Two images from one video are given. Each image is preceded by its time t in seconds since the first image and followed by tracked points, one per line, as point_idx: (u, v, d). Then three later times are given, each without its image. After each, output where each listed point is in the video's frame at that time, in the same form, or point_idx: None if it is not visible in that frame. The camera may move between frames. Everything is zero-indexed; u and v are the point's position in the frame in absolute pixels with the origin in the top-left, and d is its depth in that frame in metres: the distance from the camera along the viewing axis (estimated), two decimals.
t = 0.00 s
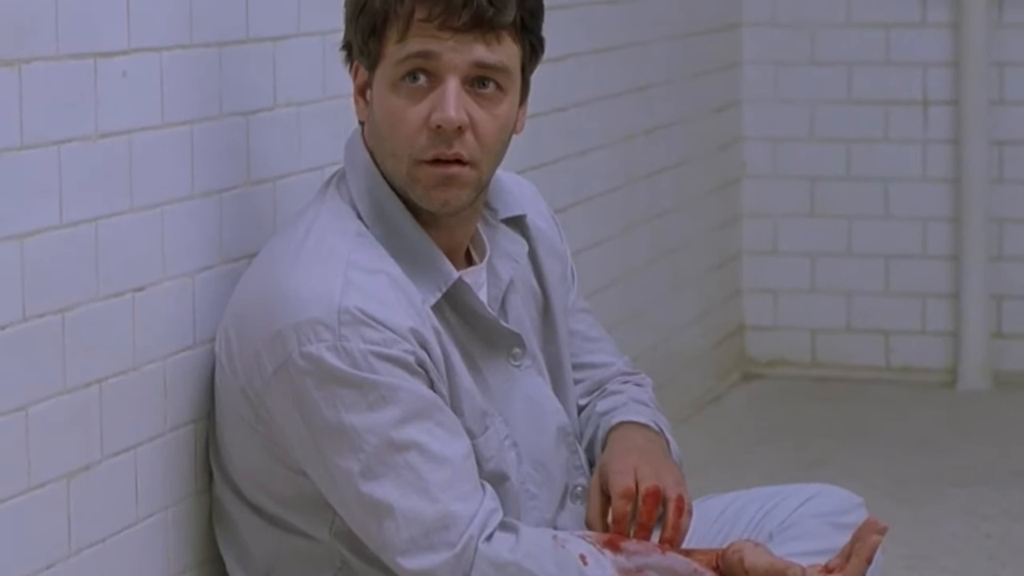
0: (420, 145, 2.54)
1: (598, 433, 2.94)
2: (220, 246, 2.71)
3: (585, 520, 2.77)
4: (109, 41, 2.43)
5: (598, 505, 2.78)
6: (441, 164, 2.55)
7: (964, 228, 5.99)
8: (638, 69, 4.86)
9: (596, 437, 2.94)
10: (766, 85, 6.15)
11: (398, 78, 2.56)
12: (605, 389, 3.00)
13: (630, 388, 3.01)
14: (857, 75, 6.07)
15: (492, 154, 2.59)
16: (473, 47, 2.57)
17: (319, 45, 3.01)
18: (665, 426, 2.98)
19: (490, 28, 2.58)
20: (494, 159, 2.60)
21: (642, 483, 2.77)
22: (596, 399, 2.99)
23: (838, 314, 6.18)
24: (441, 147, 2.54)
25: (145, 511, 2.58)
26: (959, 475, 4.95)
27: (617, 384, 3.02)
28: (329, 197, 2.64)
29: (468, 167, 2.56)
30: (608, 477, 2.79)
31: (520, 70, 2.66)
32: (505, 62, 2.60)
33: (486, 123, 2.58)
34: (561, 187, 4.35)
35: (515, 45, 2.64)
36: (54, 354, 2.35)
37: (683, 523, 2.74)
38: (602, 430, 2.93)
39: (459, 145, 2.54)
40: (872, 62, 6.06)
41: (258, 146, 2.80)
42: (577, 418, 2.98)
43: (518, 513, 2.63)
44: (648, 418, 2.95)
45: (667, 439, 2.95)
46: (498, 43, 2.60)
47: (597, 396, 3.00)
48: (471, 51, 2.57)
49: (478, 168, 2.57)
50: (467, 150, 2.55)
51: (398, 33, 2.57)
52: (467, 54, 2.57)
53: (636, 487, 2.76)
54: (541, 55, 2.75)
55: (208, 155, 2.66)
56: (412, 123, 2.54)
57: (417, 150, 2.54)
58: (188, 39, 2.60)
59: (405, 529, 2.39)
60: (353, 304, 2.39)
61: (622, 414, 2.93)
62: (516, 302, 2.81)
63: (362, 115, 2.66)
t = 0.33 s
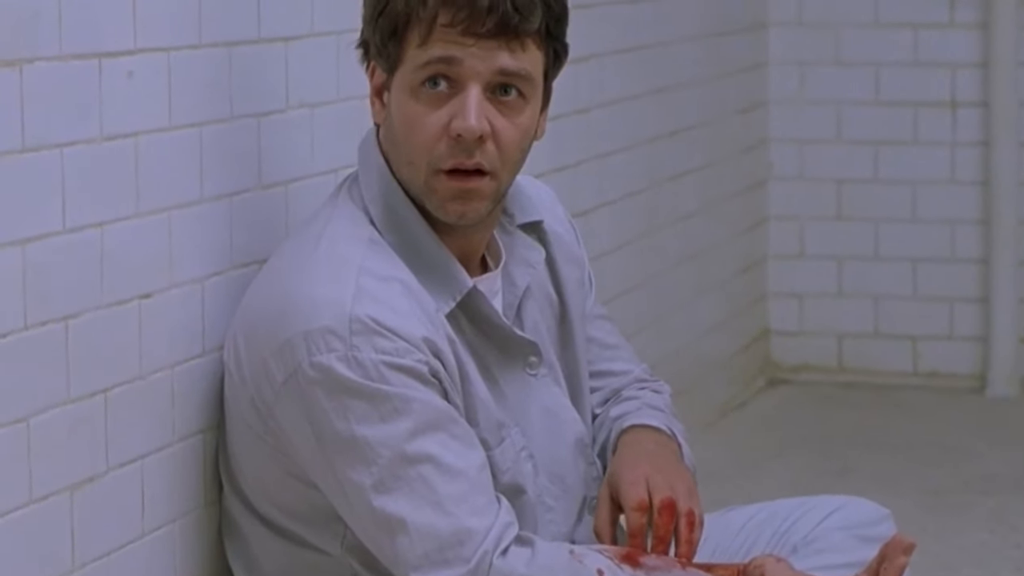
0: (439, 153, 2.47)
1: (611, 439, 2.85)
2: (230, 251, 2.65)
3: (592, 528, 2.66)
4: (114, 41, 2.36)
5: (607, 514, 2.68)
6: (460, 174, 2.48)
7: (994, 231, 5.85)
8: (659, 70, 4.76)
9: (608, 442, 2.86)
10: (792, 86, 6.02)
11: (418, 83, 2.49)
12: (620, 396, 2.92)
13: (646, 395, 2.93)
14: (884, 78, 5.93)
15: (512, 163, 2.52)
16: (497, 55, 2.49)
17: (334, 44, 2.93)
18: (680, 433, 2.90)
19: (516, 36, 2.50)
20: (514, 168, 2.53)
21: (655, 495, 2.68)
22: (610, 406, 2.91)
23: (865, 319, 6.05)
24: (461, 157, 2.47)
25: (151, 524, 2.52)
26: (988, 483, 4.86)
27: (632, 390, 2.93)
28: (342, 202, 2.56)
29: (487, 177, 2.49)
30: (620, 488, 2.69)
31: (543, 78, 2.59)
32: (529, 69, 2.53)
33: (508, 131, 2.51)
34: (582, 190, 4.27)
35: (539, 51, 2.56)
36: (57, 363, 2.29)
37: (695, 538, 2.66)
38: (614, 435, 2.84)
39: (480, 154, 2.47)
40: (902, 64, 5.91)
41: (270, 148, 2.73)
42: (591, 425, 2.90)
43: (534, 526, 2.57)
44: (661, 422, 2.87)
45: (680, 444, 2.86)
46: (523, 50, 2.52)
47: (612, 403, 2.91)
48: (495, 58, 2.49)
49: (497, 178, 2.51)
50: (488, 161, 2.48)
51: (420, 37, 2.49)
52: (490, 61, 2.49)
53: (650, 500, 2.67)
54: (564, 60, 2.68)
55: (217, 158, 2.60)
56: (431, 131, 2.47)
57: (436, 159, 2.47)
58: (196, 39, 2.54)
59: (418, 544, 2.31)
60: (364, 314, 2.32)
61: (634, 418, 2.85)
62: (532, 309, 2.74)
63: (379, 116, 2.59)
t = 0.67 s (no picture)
0: (469, 172, 2.39)
1: (619, 454, 2.75)
2: (234, 258, 2.57)
3: (603, 544, 2.57)
4: (112, 43, 2.28)
5: (618, 530, 2.59)
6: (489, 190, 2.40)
7: (1021, 237, 5.69)
8: (675, 74, 4.65)
9: (617, 458, 2.75)
10: (815, 87, 5.85)
11: (446, 98, 2.38)
12: (630, 409, 2.82)
13: (656, 408, 2.83)
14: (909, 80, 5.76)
15: (539, 177, 2.45)
16: (528, 68, 2.39)
17: (342, 47, 2.85)
18: (691, 448, 2.80)
19: (548, 49, 2.40)
20: (540, 180, 2.46)
21: (670, 513, 2.59)
22: (620, 420, 2.81)
23: (889, 326, 5.89)
24: (491, 176, 2.39)
25: (149, 542, 2.44)
26: (1014, 495, 4.76)
27: (642, 404, 2.83)
28: (344, 207, 2.48)
29: (517, 194, 2.42)
30: (634, 504, 2.60)
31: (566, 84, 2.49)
32: (557, 79, 2.43)
33: (537, 145, 2.43)
34: (599, 196, 4.18)
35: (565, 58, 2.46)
36: (51, 377, 2.21)
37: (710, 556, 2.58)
38: (623, 452, 2.74)
39: (511, 173, 2.39)
40: (925, 67, 5.74)
41: (275, 153, 2.65)
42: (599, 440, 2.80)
43: (545, 544, 2.49)
44: (672, 439, 2.76)
45: (692, 461, 2.76)
46: (551, 60, 2.42)
47: (622, 417, 2.81)
48: (526, 71, 2.39)
49: (525, 193, 2.44)
50: (518, 177, 2.41)
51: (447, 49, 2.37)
52: (521, 75, 2.39)
53: (664, 518, 2.58)
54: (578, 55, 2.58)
55: (219, 164, 2.52)
56: (461, 148, 2.38)
57: (464, 176, 2.39)
58: (198, 41, 2.45)
59: (424, 564, 2.23)
60: (367, 324, 2.23)
61: (644, 434, 2.74)
62: (541, 319, 2.66)
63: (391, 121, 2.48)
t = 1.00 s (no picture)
0: (539, 241, 2.31)
1: (622, 460, 2.67)
2: (236, 266, 2.51)
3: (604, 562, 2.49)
4: (109, 45, 2.22)
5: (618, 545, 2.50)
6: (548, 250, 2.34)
7: None
8: (688, 76, 4.54)
9: (619, 464, 2.68)
10: (834, 91, 5.69)
11: (539, 176, 2.25)
12: (635, 413, 2.75)
13: (662, 411, 2.75)
14: (931, 84, 5.59)
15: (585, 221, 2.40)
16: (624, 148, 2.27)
17: (349, 49, 2.77)
18: (697, 454, 2.72)
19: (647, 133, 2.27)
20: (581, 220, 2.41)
21: (672, 528, 2.49)
22: (624, 424, 2.74)
23: (910, 331, 5.74)
24: (558, 244, 2.32)
25: (149, 556, 2.39)
26: None
27: (647, 407, 2.76)
28: (345, 214, 2.43)
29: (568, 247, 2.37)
30: (633, 521, 2.50)
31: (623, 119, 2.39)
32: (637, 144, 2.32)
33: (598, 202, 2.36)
34: (611, 202, 4.09)
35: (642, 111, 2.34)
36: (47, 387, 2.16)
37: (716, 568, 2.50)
38: (625, 457, 2.66)
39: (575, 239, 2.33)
40: (944, 68, 5.58)
41: (279, 159, 2.59)
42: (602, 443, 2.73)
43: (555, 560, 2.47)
44: (675, 443, 2.68)
45: (695, 467, 2.68)
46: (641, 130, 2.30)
47: (626, 421, 2.74)
48: (622, 153, 2.28)
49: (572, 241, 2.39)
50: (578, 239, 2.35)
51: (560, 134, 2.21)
52: (616, 160, 2.27)
53: (667, 534, 2.49)
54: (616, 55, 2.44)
55: (220, 170, 2.45)
56: (540, 224, 2.29)
57: (534, 241, 2.31)
58: (200, 42, 2.39)
59: None
60: (365, 342, 2.18)
61: (646, 439, 2.66)
62: (549, 329, 2.61)
63: (450, 162, 2.31)
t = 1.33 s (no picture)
0: (562, 281, 2.24)
1: (627, 472, 2.62)
2: (240, 270, 2.44)
3: None
4: (107, 44, 2.15)
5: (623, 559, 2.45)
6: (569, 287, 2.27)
7: None
8: (706, 78, 4.46)
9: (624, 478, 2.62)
10: (857, 92, 5.60)
11: (571, 221, 2.15)
12: (645, 425, 2.68)
13: (672, 423, 2.69)
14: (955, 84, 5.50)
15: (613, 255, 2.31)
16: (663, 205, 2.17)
17: (359, 47, 2.69)
18: (705, 468, 2.65)
19: (690, 194, 2.16)
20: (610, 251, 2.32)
21: (678, 539, 2.44)
22: (632, 436, 2.67)
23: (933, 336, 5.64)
24: (580, 285, 2.26)
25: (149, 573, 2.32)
26: None
27: (658, 418, 2.69)
28: (354, 222, 2.37)
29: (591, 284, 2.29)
30: (638, 534, 2.45)
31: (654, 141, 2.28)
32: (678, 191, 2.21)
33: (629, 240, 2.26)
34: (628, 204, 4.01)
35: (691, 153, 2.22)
36: (40, 398, 2.09)
37: None
38: (630, 470, 2.61)
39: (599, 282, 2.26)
40: (968, 69, 5.48)
41: (283, 162, 2.51)
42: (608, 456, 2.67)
43: None
44: (683, 458, 2.61)
45: (701, 482, 2.62)
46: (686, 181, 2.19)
47: (635, 433, 2.68)
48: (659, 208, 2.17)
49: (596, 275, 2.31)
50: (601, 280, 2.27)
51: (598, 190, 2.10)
52: (651, 214, 2.17)
53: (672, 545, 2.43)
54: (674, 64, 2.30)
55: (222, 174, 2.38)
56: (563, 266, 2.21)
57: (555, 279, 2.24)
58: (201, 42, 2.32)
59: None
60: (371, 356, 2.16)
61: (653, 453, 2.60)
62: (561, 340, 2.54)
63: (480, 188, 2.21)
